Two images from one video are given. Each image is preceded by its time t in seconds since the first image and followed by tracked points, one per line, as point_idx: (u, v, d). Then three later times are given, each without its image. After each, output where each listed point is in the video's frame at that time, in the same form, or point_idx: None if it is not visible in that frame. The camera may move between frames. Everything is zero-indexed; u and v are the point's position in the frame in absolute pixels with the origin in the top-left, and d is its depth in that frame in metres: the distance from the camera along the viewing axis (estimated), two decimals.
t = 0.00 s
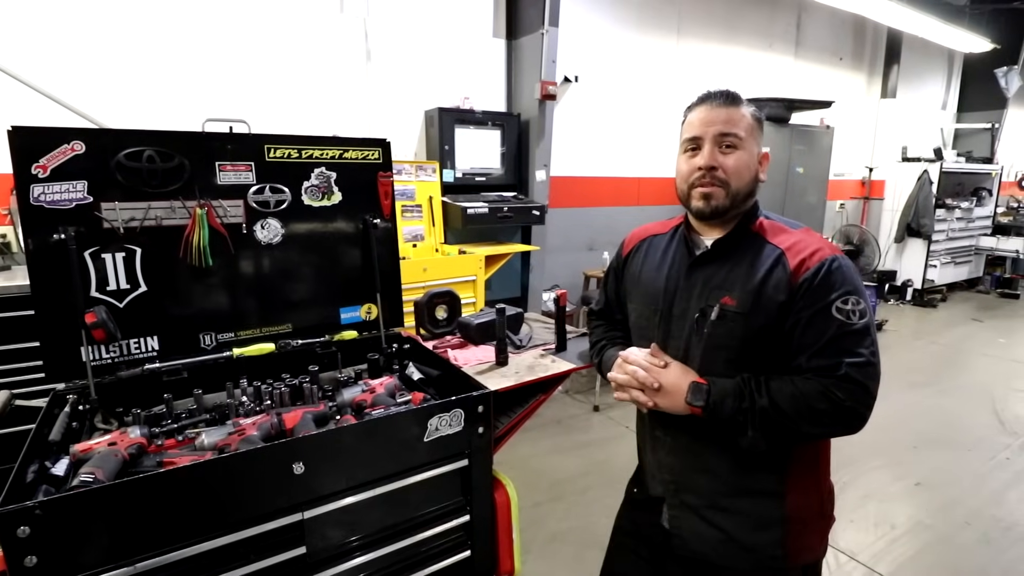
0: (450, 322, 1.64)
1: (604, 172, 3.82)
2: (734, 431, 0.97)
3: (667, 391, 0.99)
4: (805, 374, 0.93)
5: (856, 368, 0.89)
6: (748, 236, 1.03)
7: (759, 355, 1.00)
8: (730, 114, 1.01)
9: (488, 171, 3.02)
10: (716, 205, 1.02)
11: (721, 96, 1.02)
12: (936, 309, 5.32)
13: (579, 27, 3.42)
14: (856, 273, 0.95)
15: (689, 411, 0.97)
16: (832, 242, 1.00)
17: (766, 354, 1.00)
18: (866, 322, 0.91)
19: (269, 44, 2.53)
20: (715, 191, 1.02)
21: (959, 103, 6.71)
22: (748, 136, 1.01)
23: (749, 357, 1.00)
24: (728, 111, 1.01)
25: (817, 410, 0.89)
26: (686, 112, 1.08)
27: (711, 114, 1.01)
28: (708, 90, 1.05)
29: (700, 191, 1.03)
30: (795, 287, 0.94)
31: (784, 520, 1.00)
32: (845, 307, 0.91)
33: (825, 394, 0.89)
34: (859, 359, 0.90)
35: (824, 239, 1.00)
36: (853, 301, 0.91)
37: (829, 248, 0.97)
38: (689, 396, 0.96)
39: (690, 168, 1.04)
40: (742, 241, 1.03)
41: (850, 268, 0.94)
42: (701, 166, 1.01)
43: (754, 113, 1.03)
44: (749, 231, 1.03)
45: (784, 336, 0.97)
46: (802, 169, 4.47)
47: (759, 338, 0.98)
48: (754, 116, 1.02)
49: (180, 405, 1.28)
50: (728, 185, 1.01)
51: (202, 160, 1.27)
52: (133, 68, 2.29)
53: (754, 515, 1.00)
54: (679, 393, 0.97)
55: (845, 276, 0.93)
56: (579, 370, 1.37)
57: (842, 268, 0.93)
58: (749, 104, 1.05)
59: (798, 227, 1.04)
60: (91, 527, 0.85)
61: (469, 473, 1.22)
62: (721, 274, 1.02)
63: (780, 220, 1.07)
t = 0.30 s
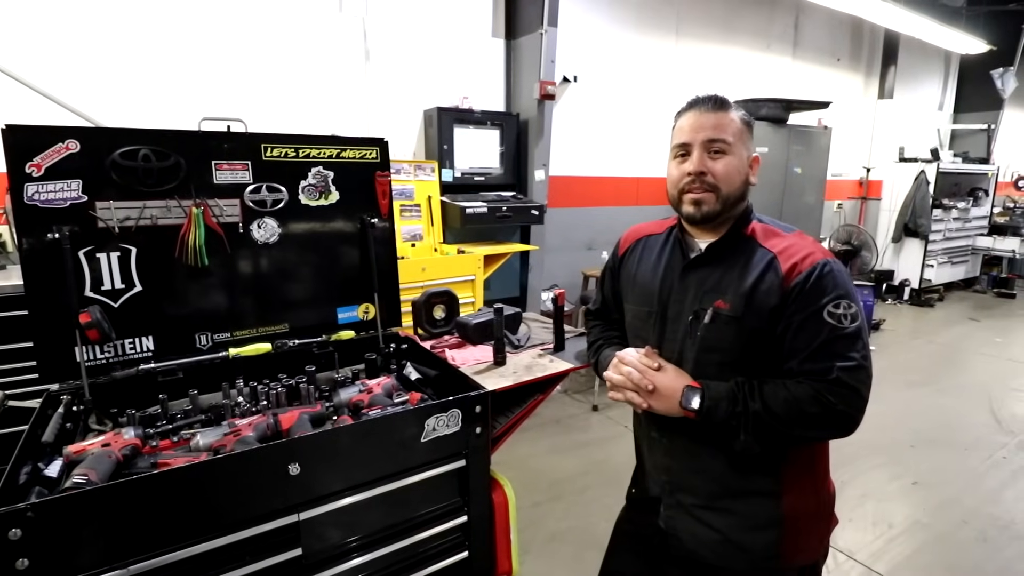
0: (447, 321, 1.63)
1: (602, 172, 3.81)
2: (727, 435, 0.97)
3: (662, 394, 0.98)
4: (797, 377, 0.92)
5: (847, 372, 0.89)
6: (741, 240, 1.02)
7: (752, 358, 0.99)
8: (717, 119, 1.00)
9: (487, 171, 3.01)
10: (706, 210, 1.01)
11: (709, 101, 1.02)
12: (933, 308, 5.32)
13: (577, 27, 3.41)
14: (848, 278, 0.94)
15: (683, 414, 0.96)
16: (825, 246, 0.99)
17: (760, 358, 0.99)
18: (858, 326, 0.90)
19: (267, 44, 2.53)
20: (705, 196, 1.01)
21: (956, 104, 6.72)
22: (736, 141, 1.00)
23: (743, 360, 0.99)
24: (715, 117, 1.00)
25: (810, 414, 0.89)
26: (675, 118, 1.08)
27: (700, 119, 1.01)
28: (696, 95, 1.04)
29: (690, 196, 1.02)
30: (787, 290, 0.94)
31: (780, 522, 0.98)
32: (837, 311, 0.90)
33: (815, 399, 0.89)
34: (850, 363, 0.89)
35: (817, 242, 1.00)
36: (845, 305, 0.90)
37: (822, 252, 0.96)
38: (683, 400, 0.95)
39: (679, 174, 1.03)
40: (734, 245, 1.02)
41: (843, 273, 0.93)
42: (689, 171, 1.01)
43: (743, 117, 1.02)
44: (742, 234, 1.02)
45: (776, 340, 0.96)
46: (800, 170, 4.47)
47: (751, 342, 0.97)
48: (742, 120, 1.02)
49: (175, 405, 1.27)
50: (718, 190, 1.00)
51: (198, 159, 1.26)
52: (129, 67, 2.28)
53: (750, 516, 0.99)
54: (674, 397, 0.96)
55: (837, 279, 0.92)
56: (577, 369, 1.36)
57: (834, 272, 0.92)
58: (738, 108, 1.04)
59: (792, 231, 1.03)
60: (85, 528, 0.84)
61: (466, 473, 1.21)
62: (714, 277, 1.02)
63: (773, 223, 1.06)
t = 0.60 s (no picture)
0: (440, 323, 1.62)
1: (597, 174, 3.81)
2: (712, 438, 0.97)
3: (648, 400, 0.97)
4: (780, 383, 0.92)
5: (830, 379, 0.88)
6: (729, 244, 1.02)
7: (739, 363, 0.99)
8: (705, 124, 1.00)
9: (483, 173, 3.01)
10: (694, 215, 1.01)
11: (697, 105, 1.01)
12: (926, 311, 5.35)
13: (572, 30, 3.42)
14: (835, 283, 0.93)
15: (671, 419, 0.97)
16: (813, 250, 0.98)
17: (747, 363, 0.99)
18: (843, 332, 0.90)
19: (262, 45, 2.52)
20: (693, 201, 1.01)
21: (949, 109, 6.77)
22: (724, 145, 1.00)
23: (730, 366, 0.99)
24: (703, 121, 1.00)
25: (792, 419, 0.88)
26: (664, 122, 1.07)
27: (687, 123, 1.00)
28: (684, 99, 1.04)
29: (679, 202, 1.02)
30: (772, 296, 0.93)
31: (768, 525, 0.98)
32: (821, 316, 0.90)
33: (798, 404, 0.88)
34: (834, 369, 0.88)
35: (806, 247, 0.99)
36: (830, 311, 0.90)
37: (809, 256, 0.96)
38: (671, 406, 0.95)
39: (668, 179, 1.03)
40: (723, 250, 1.02)
41: (829, 278, 0.93)
42: (677, 177, 1.01)
43: (731, 120, 1.02)
44: (730, 239, 1.02)
45: (762, 345, 0.96)
46: (795, 173, 4.49)
47: (738, 348, 0.97)
48: (730, 123, 1.01)
49: (164, 408, 1.26)
50: (706, 196, 1.00)
51: (189, 159, 1.25)
52: (121, 67, 2.26)
53: (740, 519, 0.98)
54: (661, 402, 0.96)
55: (822, 285, 0.91)
56: (570, 372, 1.36)
57: (820, 277, 0.92)
58: (727, 112, 1.04)
59: (781, 235, 1.03)
60: (69, 532, 0.83)
61: (458, 476, 1.20)
62: (701, 282, 1.02)
63: (763, 227, 1.06)
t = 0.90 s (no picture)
0: (408, 321, 1.61)
1: (570, 171, 3.83)
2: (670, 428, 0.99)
3: (610, 388, 1.00)
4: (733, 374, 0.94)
5: (781, 371, 0.91)
6: (693, 241, 1.04)
7: (697, 356, 1.01)
8: (677, 121, 1.01)
9: (454, 169, 2.99)
10: (661, 211, 1.03)
11: (670, 102, 1.02)
12: (887, 305, 5.55)
13: (545, 26, 3.42)
14: (791, 279, 0.96)
15: (631, 408, 0.99)
16: (771, 247, 1.01)
17: (705, 356, 1.01)
18: (796, 326, 0.92)
19: (225, 36, 2.45)
20: (660, 198, 1.02)
21: (910, 109, 7.00)
22: (694, 143, 1.01)
23: (689, 359, 1.01)
24: (675, 118, 1.01)
25: (743, 410, 0.90)
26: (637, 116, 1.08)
27: (659, 119, 1.01)
28: (657, 95, 1.05)
29: (647, 197, 1.03)
30: (729, 290, 0.95)
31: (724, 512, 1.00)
32: (775, 311, 0.92)
33: (750, 395, 0.90)
34: (784, 362, 0.91)
35: (764, 244, 1.01)
36: (783, 306, 0.92)
37: (767, 253, 0.98)
38: (632, 393, 0.98)
39: (637, 175, 1.04)
40: (686, 246, 1.04)
41: (785, 274, 0.95)
42: (646, 172, 1.02)
43: (701, 119, 1.03)
44: (694, 236, 1.04)
45: (719, 339, 0.98)
46: (762, 171, 4.59)
47: (698, 342, 0.99)
48: (701, 122, 1.03)
49: (119, 411, 1.22)
50: (673, 193, 1.01)
51: (143, 152, 1.21)
52: (75, 57, 2.18)
53: (697, 507, 1.01)
54: (623, 389, 0.99)
55: (778, 281, 0.94)
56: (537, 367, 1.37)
57: (776, 273, 0.94)
58: (697, 110, 1.05)
59: (742, 232, 1.05)
60: (14, 541, 0.80)
61: (425, 473, 1.20)
62: (664, 277, 1.04)
63: (725, 224, 1.08)
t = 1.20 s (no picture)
0: (392, 333, 1.61)
1: (558, 182, 3.87)
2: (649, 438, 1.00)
3: (591, 396, 1.02)
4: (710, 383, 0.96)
5: (755, 379, 0.92)
6: (669, 253, 1.06)
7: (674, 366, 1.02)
8: (652, 138, 1.03)
9: (442, 180, 3.00)
10: (638, 226, 1.04)
11: (646, 119, 1.05)
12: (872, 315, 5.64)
13: (531, 40, 3.47)
14: (764, 289, 0.97)
15: (610, 417, 1.00)
16: (746, 258, 1.03)
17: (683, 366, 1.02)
18: (769, 335, 0.94)
19: (213, 48, 2.46)
20: (638, 212, 1.04)
21: (891, 121, 7.15)
22: (669, 159, 1.04)
23: (666, 369, 1.02)
24: (651, 135, 1.03)
25: (720, 420, 0.92)
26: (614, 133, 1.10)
27: (635, 136, 1.04)
28: (634, 112, 1.07)
29: (624, 212, 1.05)
30: (704, 301, 0.97)
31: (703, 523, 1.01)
32: (749, 320, 0.94)
33: (725, 404, 0.92)
34: (758, 371, 0.92)
35: (739, 255, 1.03)
36: (757, 316, 0.94)
37: (741, 264, 1.00)
38: (611, 402, 0.99)
39: (615, 190, 1.06)
40: (663, 258, 1.06)
41: (759, 284, 0.97)
42: (624, 188, 1.04)
43: (677, 135, 1.06)
44: (671, 248, 1.06)
45: (695, 348, 1.00)
46: (747, 182, 4.66)
47: (674, 352, 1.01)
48: (676, 138, 1.05)
49: (96, 425, 1.20)
50: (649, 208, 1.03)
51: (126, 166, 1.21)
52: (61, 70, 2.17)
53: (677, 518, 1.02)
54: (602, 397, 1.00)
55: (751, 291, 0.95)
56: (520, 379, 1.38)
57: (749, 284, 0.96)
58: (673, 127, 1.07)
59: (718, 243, 1.07)
60: None
61: (406, 488, 1.19)
62: (642, 289, 1.05)
63: (701, 236, 1.10)
